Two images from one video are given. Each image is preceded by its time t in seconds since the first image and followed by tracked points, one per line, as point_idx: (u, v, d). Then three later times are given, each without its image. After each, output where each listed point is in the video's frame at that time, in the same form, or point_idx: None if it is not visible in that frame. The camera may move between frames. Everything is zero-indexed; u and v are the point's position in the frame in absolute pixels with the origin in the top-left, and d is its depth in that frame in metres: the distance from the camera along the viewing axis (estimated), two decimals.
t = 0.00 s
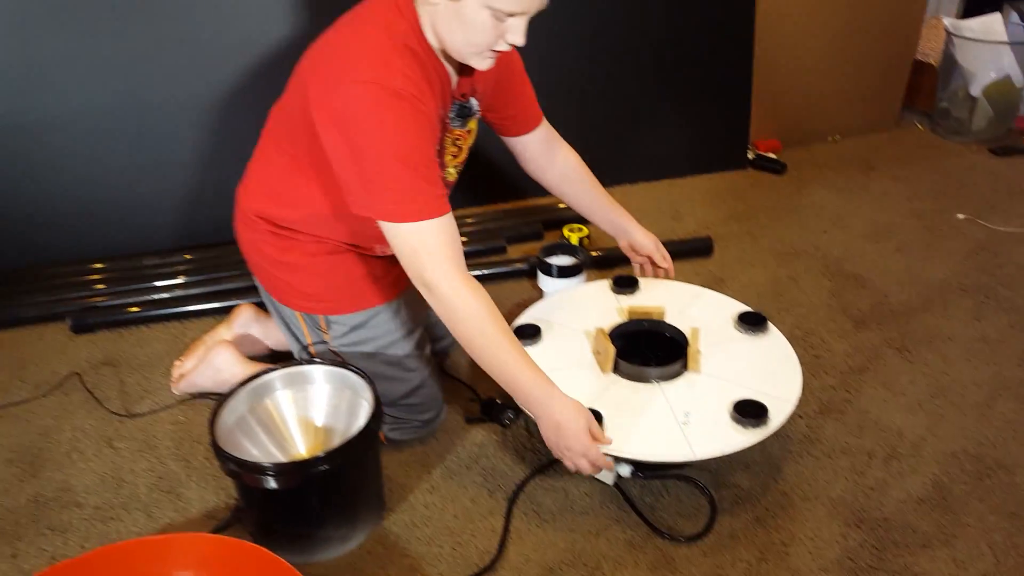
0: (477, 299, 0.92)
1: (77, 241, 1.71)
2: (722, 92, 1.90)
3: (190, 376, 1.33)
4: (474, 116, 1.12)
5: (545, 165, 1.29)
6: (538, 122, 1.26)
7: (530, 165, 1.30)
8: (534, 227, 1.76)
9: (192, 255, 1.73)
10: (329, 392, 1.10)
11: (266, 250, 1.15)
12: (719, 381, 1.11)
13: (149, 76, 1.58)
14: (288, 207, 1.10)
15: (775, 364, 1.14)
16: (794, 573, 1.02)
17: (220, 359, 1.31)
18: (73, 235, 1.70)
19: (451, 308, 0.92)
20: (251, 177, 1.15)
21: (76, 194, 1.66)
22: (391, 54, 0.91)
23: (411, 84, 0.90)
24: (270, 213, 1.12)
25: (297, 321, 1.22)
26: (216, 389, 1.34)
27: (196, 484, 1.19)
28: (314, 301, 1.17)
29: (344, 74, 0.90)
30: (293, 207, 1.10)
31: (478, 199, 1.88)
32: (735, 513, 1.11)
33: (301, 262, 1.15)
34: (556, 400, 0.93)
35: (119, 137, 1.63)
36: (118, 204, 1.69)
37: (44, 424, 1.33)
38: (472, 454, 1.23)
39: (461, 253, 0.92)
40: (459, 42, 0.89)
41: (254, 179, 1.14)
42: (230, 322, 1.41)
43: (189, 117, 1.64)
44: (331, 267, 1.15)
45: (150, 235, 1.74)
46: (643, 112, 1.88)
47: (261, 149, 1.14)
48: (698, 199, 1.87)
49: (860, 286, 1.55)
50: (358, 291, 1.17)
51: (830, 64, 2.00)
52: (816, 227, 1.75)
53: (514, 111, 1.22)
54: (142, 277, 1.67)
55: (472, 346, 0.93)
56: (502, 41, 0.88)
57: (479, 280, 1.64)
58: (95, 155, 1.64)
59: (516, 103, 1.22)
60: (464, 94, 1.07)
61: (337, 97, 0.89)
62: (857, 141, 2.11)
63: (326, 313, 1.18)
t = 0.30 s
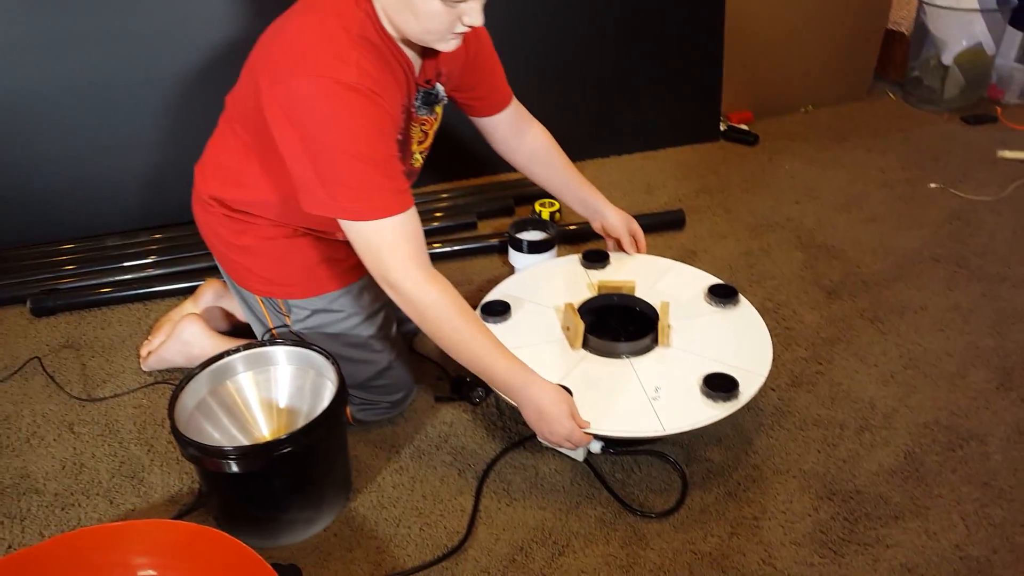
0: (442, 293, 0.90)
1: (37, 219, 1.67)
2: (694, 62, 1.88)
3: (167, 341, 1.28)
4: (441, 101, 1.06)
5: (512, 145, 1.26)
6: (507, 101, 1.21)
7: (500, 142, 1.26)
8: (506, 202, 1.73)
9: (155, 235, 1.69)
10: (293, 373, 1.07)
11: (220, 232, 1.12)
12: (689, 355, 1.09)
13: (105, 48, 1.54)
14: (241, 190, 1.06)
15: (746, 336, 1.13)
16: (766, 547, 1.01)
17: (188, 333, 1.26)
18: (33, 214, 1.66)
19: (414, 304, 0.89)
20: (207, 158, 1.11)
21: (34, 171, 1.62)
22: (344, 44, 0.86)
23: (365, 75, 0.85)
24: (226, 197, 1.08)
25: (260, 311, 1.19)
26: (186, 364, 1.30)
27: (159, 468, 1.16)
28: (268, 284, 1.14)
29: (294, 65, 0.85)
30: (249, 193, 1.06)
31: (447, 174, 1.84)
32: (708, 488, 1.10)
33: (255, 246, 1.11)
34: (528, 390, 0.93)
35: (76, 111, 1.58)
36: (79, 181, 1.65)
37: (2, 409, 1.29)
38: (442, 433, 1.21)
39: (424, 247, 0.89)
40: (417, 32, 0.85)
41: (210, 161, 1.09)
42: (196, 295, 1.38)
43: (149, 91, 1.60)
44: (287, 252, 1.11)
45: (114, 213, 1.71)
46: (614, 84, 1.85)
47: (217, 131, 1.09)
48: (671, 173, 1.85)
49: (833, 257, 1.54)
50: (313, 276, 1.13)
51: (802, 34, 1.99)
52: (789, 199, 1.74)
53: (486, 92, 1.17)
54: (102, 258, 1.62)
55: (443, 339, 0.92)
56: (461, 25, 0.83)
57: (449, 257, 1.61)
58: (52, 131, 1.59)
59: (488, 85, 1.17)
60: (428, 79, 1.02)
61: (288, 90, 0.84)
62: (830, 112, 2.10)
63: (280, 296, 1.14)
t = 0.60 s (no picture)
0: (432, 291, 0.89)
1: (33, 216, 1.66)
2: (689, 51, 1.87)
3: (167, 335, 1.27)
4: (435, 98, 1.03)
5: (506, 135, 1.25)
6: (503, 93, 1.20)
7: (495, 134, 1.25)
8: (502, 193, 1.72)
9: (152, 229, 1.68)
10: (291, 364, 1.07)
11: (216, 225, 1.11)
12: (686, 344, 1.09)
13: (99, 44, 1.52)
14: (237, 183, 1.05)
15: (742, 325, 1.12)
16: (765, 536, 1.01)
17: (185, 328, 1.25)
18: (30, 212, 1.66)
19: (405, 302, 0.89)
20: (203, 151, 1.10)
21: (30, 168, 1.61)
22: (341, 45, 0.85)
23: (361, 77, 0.85)
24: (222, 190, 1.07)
25: (257, 304, 1.19)
26: (184, 358, 1.30)
27: (158, 461, 1.16)
28: (262, 274, 1.12)
29: (291, 65, 0.84)
30: (245, 188, 1.05)
31: (442, 166, 1.84)
32: (706, 477, 1.09)
33: (252, 239, 1.10)
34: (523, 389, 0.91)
35: (71, 108, 1.57)
36: (74, 177, 1.64)
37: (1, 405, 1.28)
38: (438, 423, 1.21)
39: (416, 245, 0.89)
40: (410, 33, 0.83)
41: (207, 154, 1.09)
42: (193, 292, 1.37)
43: (142, 86, 1.58)
44: (282, 245, 1.10)
45: (110, 208, 1.70)
46: (609, 74, 1.84)
47: (214, 125, 1.08)
48: (667, 162, 1.85)
49: (830, 245, 1.54)
50: (308, 267, 1.12)
51: (797, 22, 1.98)
52: (785, 187, 1.73)
53: (482, 83, 1.15)
54: (99, 252, 1.61)
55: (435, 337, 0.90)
56: (452, 28, 0.82)
57: (445, 248, 1.61)
58: (47, 128, 1.58)
59: (485, 76, 1.15)
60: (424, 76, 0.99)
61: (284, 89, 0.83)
62: (825, 100, 2.09)
63: (274, 288, 1.13)
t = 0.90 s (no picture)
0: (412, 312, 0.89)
1: (47, 216, 1.68)
2: (698, 55, 1.87)
3: (178, 335, 1.28)
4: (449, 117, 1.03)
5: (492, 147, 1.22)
6: (497, 107, 1.16)
7: (481, 144, 1.22)
8: (510, 195, 1.73)
9: (163, 229, 1.69)
10: (302, 365, 1.07)
11: (230, 226, 1.11)
12: (695, 346, 1.09)
13: (113, 46, 1.53)
14: (251, 188, 1.05)
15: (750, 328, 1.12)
16: (773, 539, 1.01)
17: (200, 324, 1.26)
18: (43, 211, 1.67)
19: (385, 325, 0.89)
20: (220, 151, 1.09)
21: (44, 167, 1.63)
22: (357, 73, 0.83)
23: (375, 107, 0.83)
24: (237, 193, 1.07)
25: (268, 300, 1.19)
26: (197, 354, 1.30)
27: (168, 459, 1.17)
28: (277, 273, 1.12)
29: (304, 90, 0.83)
30: (258, 194, 1.05)
31: (451, 167, 1.85)
32: (714, 480, 1.09)
33: (265, 240, 1.10)
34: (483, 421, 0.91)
35: (85, 109, 1.58)
36: (87, 177, 1.66)
37: (15, 401, 1.29)
38: (447, 424, 1.21)
39: (403, 268, 0.89)
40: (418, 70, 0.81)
41: (224, 155, 1.08)
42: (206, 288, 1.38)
43: (156, 88, 1.59)
44: (296, 246, 1.10)
45: (122, 208, 1.71)
46: (617, 77, 1.85)
47: (232, 126, 1.08)
48: (674, 165, 1.85)
49: (839, 249, 1.54)
50: (321, 267, 1.12)
51: (805, 26, 1.98)
52: (793, 190, 1.74)
53: (484, 96, 1.12)
54: (111, 252, 1.62)
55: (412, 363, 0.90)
56: (457, 71, 0.79)
57: (453, 249, 1.62)
58: (61, 129, 1.59)
59: (490, 87, 1.12)
60: (442, 98, 0.98)
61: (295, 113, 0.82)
62: (834, 104, 2.09)
63: (291, 288, 1.14)
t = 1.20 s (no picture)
0: (415, 330, 0.92)
1: (59, 219, 1.70)
2: (706, 64, 1.88)
3: (196, 335, 1.28)
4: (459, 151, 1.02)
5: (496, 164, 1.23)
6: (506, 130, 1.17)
7: (486, 165, 1.24)
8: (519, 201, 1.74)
9: (173, 233, 1.70)
10: (312, 369, 1.08)
11: (234, 234, 1.11)
12: (704, 354, 1.09)
13: (126, 52, 1.55)
14: (260, 201, 1.05)
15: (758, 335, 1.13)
16: (781, 547, 1.01)
17: (212, 327, 1.26)
18: (55, 215, 1.69)
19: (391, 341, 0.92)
20: (228, 159, 1.09)
21: (56, 171, 1.64)
22: (371, 111, 0.84)
23: (387, 146, 0.84)
24: (242, 204, 1.07)
25: (273, 306, 1.20)
26: (209, 356, 1.31)
27: (178, 462, 1.17)
28: (281, 281, 1.12)
29: (316, 122, 0.83)
30: (264, 208, 1.05)
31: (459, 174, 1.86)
32: (722, 487, 1.10)
33: (269, 249, 1.10)
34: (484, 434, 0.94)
35: (99, 115, 1.60)
36: (99, 182, 1.67)
37: (26, 404, 1.30)
38: (454, 430, 1.22)
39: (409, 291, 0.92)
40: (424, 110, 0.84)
41: (230, 164, 1.08)
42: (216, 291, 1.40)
43: (168, 93, 1.61)
44: (301, 256, 1.11)
45: (133, 212, 1.72)
46: (625, 85, 1.86)
47: (240, 134, 1.07)
48: (682, 173, 1.85)
49: (847, 258, 1.54)
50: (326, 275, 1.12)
51: (813, 35, 1.99)
52: (801, 198, 1.74)
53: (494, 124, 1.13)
54: (122, 256, 1.64)
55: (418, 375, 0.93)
56: (460, 122, 0.82)
57: (461, 255, 1.62)
58: (75, 133, 1.61)
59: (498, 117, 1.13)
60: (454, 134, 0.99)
61: (307, 147, 0.83)
62: (842, 113, 2.10)
63: (295, 296, 1.14)
